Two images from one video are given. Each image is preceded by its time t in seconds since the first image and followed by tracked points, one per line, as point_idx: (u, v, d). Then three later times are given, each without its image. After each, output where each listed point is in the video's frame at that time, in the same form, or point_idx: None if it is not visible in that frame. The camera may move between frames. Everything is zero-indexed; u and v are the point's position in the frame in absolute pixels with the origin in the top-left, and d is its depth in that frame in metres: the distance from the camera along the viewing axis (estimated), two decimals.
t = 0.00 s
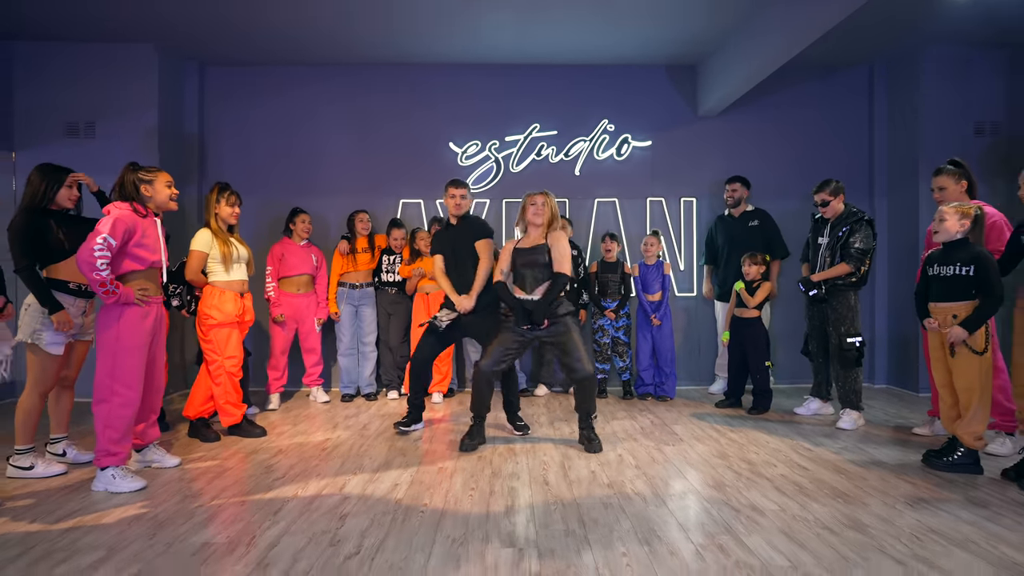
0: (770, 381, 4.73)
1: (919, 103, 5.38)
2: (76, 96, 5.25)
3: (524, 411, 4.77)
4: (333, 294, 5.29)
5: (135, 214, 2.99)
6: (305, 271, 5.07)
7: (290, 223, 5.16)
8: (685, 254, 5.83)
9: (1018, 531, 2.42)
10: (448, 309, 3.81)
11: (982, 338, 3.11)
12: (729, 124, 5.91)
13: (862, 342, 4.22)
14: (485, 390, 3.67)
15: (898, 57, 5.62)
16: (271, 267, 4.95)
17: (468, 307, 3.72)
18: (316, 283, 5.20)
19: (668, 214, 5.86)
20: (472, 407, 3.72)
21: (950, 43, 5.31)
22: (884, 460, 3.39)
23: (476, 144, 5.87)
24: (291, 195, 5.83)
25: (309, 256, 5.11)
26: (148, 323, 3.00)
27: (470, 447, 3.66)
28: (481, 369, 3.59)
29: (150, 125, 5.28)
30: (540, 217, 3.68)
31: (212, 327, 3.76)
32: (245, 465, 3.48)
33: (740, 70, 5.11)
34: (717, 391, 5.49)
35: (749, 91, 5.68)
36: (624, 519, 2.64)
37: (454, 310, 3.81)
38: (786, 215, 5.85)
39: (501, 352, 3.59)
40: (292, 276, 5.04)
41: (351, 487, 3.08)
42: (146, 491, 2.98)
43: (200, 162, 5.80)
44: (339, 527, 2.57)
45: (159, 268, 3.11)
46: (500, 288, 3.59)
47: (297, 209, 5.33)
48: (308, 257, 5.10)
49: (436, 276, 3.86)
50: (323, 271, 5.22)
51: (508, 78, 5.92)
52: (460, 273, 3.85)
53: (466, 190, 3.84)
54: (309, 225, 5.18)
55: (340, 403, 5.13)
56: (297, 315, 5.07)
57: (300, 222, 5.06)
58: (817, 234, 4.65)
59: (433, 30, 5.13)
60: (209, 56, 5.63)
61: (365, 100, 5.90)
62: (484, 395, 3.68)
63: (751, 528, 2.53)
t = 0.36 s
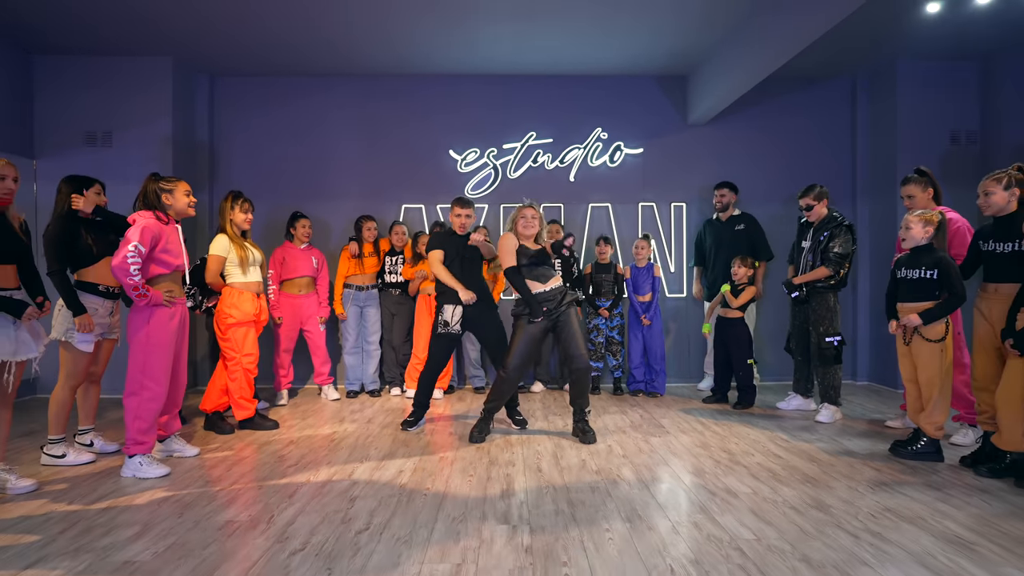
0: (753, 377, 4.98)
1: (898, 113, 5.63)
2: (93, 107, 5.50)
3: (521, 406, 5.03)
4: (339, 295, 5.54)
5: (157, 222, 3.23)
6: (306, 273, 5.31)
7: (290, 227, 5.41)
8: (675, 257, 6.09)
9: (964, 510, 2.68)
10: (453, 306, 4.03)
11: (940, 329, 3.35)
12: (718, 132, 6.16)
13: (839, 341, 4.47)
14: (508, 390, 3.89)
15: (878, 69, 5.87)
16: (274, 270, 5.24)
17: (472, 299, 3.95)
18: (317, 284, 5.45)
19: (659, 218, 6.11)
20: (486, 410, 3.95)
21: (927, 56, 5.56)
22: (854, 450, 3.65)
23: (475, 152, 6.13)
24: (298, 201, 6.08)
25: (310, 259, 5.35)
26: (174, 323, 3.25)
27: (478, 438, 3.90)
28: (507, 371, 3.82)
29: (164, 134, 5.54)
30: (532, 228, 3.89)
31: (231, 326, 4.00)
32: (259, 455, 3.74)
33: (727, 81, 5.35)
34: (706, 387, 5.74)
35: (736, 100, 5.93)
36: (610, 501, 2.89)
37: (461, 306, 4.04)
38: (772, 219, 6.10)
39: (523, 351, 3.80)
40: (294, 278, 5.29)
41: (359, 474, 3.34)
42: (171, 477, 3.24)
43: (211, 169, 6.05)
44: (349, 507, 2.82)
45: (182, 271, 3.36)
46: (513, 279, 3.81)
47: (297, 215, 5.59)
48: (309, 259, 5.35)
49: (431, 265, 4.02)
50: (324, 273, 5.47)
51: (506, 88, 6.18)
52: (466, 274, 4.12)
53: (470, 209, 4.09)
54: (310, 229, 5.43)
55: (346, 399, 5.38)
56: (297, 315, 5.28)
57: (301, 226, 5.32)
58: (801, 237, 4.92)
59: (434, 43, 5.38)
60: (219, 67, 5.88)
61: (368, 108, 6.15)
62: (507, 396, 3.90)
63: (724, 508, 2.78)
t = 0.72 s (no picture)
0: (750, 377, 5.07)
1: (892, 117, 5.72)
2: (99, 111, 5.59)
3: (521, 405, 5.12)
4: (343, 297, 5.62)
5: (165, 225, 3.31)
6: (312, 274, 5.39)
7: (298, 229, 5.49)
8: (673, 258, 6.17)
9: (951, 506, 2.77)
10: (433, 314, 4.10)
11: (931, 329, 3.45)
12: (715, 136, 6.24)
13: (832, 341, 4.56)
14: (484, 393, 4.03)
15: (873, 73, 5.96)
16: (282, 271, 5.29)
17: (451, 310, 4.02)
18: (324, 285, 5.51)
19: (657, 220, 6.19)
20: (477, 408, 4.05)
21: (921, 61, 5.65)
22: (847, 448, 3.74)
23: (476, 155, 6.21)
24: (300, 203, 6.17)
25: (316, 261, 5.43)
26: (182, 324, 3.33)
27: (475, 438, 3.98)
28: (475, 376, 3.96)
29: (169, 137, 5.62)
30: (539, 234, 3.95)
31: (235, 328, 4.09)
32: (265, 453, 3.82)
33: (724, 86, 5.44)
34: (703, 387, 5.83)
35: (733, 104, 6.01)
36: (607, 498, 2.97)
37: (441, 315, 4.10)
38: (768, 221, 6.19)
39: (491, 360, 3.95)
40: (302, 280, 5.37)
41: (363, 471, 3.42)
42: (180, 474, 3.32)
43: (214, 172, 6.13)
44: (355, 503, 2.91)
45: (190, 273, 3.44)
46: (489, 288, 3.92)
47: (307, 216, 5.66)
48: (315, 261, 5.42)
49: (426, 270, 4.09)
50: (331, 275, 5.52)
51: (505, 92, 6.26)
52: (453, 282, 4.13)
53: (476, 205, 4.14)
54: (317, 231, 5.51)
55: (349, 399, 5.47)
56: (306, 316, 5.36)
57: (308, 229, 5.41)
58: (797, 240, 5.00)
59: (435, 48, 5.46)
60: (222, 71, 5.95)
61: (370, 112, 6.23)
62: (483, 398, 4.04)
63: (718, 504, 2.87)
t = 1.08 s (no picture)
0: (755, 376, 4.95)
1: (901, 110, 5.60)
2: (90, 105, 5.47)
3: (521, 406, 5.00)
4: (339, 294, 5.50)
5: (150, 219, 3.20)
6: (308, 272, 5.27)
7: (293, 226, 5.37)
8: (676, 256, 6.05)
9: (968, 511, 2.65)
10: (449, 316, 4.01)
11: (944, 327, 3.33)
12: (720, 130, 6.12)
13: (839, 340, 4.44)
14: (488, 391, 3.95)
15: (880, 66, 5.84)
16: (277, 269, 5.19)
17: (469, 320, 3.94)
18: (321, 283, 5.39)
19: (660, 217, 6.07)
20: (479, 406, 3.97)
21: (930, 53, 5.53)
22: (856, 450, 3.62)
23: (475, 150, 6.09)
24: (297, 199, 6.05)
25: (313, 258, 5.31)
26: (171, 322, 3.22)
27: (471, 439, 3.89)
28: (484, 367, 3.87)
29: (161, 131, 5.51)
30: (542, 230, 3.83)
31: (225, 326, 3.98)
32: (257, 455, 3.70)
33: (728, 79, 5.33)
34: (706, 386, 5.72)
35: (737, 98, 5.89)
36: (610, 502, 2.86)
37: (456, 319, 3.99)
38: (773, 217, 6.07)
39: (504, 350, 3.84)
40: (297, 277, 5.26)
41: (357, 474, 3.31)
42: (167, 477, 3.21)
43: (208, 168, 6.02)
44: (347, 508, 2.79)
45: (177, 269, 3.32)
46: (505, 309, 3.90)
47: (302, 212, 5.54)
48: (312, 258, 5.30)
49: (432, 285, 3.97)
50: (328, 272, 5.40)
51: (505, 85, 6.14)
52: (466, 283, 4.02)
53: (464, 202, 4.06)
54: (313, 228, 5.39)
55: (345, 399, 5.36)
56: (300, 314, 5.25)
57: (304, 225, 5.28)
58: (802, 236, 4.88)
59: (434, 40, 5.34)
60: (217, 64, 5.84)
61: (367, 106, 6.11)
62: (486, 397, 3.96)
63: (726, 509, 2.75)
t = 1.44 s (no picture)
0: (763, 380, 4.72)
1: (914, 102, 5.37)
2: (68, 97, 5.24)
3: (518, 411, 4.77)
4: (329, 294, 5.27)
5: (117, 214, 2.97)
6: (296, 271, 5.03)
7: (280, 223, 5.15)
8: (680, 254, 5.81)
9: (1004, 532, 2.42)
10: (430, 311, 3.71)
11: (968, 330, 3.10)
12: (725, 124, 5.89)
13: (853, 342, 4.19)
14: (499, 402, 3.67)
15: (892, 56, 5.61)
16: (263, 269, 4.95)
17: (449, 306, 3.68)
18: (310, 283, 5.15)
19: (663, 214, 5.84)
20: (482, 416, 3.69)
21: (945, 42, 5.29)
22: (874, 460, 3.40)
23: (470, 144, 5.86)
24: (285, 195, 5.82)
25: (301, 256, 5.07)
26: (138, 325, 2.99)
27: (479, 451, 3.63)
28: (496, 382, 3.55)
29: (143, 125, 5.28)
30: (535, 224, 3.62)
31: (204, 328, 3.74)
32: (235, 466, 3.47)
33: (734, 70, 5.10)
34: (712, 390, 5.49)
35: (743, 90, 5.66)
36: (612, 521, 2.63)
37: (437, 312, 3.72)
38: (780, 214, 5.84)
39: (516, 358, 3.53)
40: (284, 277, 5.02)
41: (340, 488, 3.08)
42: (135, 492, 2.98)
43: (193, 163, 5.80)
44: (326, 529, 2.57)
45: (147, 268, 3.10)
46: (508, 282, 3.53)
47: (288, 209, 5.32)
48: (300, 257, 5.07)
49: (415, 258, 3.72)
50: (317, 271, 5.14)
51: (501, 76, 5.91)
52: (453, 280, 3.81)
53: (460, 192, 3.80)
54: (301, 225, 5.17)
55: (335, 404, 5.13)
56: (288, 316, 5.03)
57: (291, 222, 5.08)
58: (813, 233, 4.63)
59: (429, 29, 5.10)
60: (202, 55, 5.61)
61: (360, 99, 5.88)
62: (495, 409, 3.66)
63: (738, 530, 2.52)
